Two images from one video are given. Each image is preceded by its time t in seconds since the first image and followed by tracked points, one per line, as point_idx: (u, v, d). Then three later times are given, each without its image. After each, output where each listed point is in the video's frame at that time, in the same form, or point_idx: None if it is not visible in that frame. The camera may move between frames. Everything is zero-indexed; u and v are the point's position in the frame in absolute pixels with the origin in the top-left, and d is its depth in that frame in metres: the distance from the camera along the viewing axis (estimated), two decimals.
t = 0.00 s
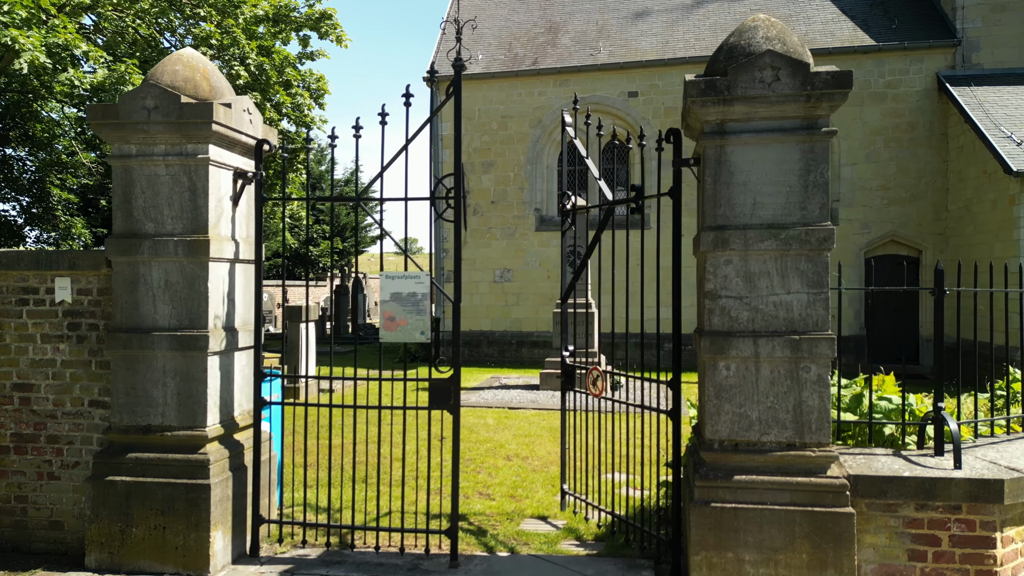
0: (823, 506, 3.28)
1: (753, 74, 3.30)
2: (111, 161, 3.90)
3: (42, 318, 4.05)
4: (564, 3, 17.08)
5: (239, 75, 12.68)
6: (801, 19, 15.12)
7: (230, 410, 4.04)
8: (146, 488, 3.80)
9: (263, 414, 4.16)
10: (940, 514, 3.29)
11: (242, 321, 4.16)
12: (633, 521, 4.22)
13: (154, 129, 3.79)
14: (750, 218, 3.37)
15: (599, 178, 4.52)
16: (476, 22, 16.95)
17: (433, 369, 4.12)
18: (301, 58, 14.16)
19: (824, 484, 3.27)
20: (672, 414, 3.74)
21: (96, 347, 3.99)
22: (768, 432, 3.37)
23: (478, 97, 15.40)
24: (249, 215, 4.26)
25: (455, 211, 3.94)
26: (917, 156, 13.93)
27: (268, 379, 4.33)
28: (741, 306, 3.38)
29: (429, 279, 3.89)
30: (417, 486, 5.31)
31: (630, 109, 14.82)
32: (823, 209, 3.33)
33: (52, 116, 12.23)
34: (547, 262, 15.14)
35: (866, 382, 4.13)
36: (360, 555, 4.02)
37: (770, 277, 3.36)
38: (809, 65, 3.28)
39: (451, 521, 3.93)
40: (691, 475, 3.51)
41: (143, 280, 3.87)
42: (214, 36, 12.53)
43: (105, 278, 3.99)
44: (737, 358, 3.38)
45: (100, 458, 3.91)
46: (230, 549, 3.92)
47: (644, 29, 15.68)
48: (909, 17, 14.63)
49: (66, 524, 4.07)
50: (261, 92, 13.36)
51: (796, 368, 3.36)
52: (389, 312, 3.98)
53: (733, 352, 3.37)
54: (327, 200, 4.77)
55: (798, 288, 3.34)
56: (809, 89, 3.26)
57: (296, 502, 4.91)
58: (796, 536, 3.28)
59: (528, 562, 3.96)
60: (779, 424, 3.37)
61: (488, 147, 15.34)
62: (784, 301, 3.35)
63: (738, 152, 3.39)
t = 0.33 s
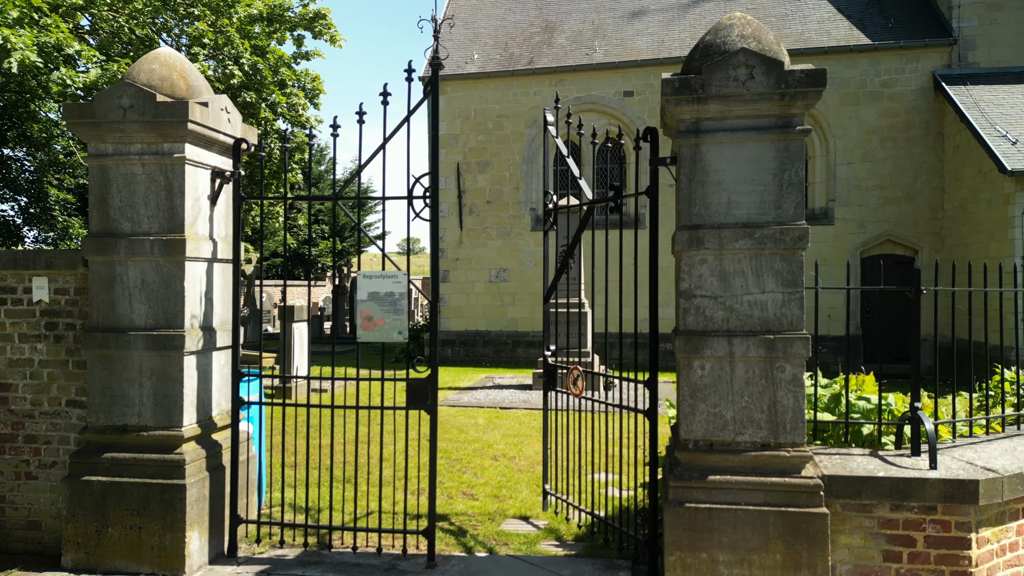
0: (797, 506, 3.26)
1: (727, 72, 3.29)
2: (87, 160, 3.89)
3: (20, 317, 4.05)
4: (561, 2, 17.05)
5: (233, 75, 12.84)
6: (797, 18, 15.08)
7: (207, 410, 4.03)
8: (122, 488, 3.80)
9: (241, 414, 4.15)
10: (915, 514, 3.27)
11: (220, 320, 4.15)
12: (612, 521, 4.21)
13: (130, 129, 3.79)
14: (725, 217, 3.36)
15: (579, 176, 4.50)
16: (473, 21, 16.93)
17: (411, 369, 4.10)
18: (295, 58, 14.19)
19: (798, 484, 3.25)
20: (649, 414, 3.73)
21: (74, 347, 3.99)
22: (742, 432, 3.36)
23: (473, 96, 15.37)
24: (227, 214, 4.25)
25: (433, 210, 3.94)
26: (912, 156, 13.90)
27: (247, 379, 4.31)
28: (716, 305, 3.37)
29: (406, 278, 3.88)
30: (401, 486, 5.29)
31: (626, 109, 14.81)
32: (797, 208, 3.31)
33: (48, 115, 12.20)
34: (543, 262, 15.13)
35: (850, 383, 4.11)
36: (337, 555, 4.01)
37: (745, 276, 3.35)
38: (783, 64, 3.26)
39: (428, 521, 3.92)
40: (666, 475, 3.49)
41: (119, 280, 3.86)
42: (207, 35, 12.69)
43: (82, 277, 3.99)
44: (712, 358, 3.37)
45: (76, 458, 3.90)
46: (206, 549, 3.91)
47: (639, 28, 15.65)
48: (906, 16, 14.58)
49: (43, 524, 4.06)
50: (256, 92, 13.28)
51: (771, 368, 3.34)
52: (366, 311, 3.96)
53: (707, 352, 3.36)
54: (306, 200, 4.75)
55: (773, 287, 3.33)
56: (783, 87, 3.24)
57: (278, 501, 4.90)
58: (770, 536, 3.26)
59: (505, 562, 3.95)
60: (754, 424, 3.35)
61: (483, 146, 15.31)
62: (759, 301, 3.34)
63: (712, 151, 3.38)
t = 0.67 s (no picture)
0: (771, 505, 3.26)
1: (701, 71, 3.28)
2: (65, 159, 3.89)
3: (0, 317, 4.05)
4: (557, 2, 17.05)
5: (227, 75, 12.95)
6: (793, 17, 15.07)
7: (186, 409, 4.03)
8: (100, 487, 3.80)
9: (221, 413, 4.15)
10: (890, 514, 3.25)
11: (200, 320, 4.15)
12: (592, 521, 4.20)
13: (108, 128, 3.79)
14: (699, 216, 3.35)
15: (560, 175, 4.51)
16: (469, 21, 16.93)
17: (389, 369, 4.10)
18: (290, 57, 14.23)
19: (772, 483, 3.25)
20: (626, 412, 3.73)
21: (52, 346, 3.99)
22: (717, 432, 3.35)
23: (468, 96, 15.36)
24: (207, 214, 4.25)
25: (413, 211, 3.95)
26: (908, 155, 13.87)
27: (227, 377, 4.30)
28: (691, 304, 3.37)
29: (384, 277, 3.87)
30: (386, 485, 5.29)
31: (621, 108, 14.82)
32: (772, 207, 3.31)
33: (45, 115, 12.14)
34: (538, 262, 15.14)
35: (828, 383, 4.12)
36: (317, 555, 4.00)
37: (720, 275, 3.34)
38: (756, 63, 3.26)
39: (406, 521, 3.91)
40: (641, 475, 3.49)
41: (97, 279, 3.86)
42: (201, 35, 12.74)
43: (60, 277, 3.99)
44: (686, 357, 3.36)
45: (54, 457, 3.90)
46: (185, 548, 3.91)
47: (635, 28, 15.65)
48: (901, 15, 14.56)
49: (23, 523, 4.07)
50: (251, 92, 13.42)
51: (745, 367, 3.34)
52: (345, 310, 3.95)
53: (682, 351, 3.36)
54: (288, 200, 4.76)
55: (748, 286, 3.32)
56: (756, 86, 3.24)
57: (261, 501, 4.89)
58: (744, 535, 3.26)
59: (485, 562, 3.94)
60: (729, 423, 3.34)
61: (479, 146, 15.32)
62: (733, 300, 3.33)
63: (686, 150, 3.37)
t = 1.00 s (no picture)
0: (751, 508, 3.25)
1: (681, 72, 3.28)
2: (49, 161, 3.89)
3: None
4: (555, 2, 17.06)
5: (223, 75, 12.98)
6: (791, 16, 15.06)
7: (170, 409, 4.02)
8: (83, 489, 3.80)
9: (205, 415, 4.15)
10: (870, 516, 3.24)
11: (185, 321, 4.16)
12: (576, 521, 4.20)
13: (91, 130, 3.79)
14: (680, 218, 3.35)
15: (546, 176, 4.50)
16: (467, 21, 16.94)
17: (373, 370, 4.10)
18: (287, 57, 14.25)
19: (752, 485, 3.24)
20: (609, 414, 3.72)
21: (37, 348, 3.99)
22: (697, 433, 3.35)
23: (465, 96, 15.36)
24: (191, 215, 4.25)
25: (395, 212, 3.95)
26: (905, 155, 13.85)
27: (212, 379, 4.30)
28: (671, 305, 3.36)
29: (367, 278, 3.87)
30: (374, 486, 5.29)
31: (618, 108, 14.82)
32: (752, 208, 3.30)
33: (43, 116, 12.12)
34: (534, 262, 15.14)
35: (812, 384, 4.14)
36: (301, 556, 4.01)
37: (700, 277, 3.34)
38: (737, 64, 3.26)
39: (389, 523, 3.91)
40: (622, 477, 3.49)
41: (81, 280, 3.86)
42: (197, 36, 12.74)
43: (44, 278, 3.99)
44: (667, 358, 3.36)
45: (37, 459, 3.90)
46: (169, 550, 3.91)
47: (633, 28, 15.65)
48: (899, 14, 14.54)
49: (8, 524, 4.08)
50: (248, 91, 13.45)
51: (726, 369, 3.33)
52: (328, 312, 3.95)
53: (663, 353, 3.35)
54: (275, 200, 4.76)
55: (728, 287, 3.32)
56: (736, 87, 3.23)
57: (249, 502, 4.90)
58: (724, 537, 3.25)
59: (468, 564, 3.93)
60: (709, 425, 3.34)
61: (475, 146, 15.31)
62: (714, 301, 3.33)
63: (667, 151, 3.37)
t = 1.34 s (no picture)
0: (729, 509, 3.23)
1: (659, 71, 3.27)
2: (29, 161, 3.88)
3: None
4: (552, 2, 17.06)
5: (219, 76, 13.04)
6: (788, 16, 15.04)
7: (152, 410, 4.02)
8: (64, 489, 3.80)
9: (187, 415, 4.14)
10: (849, 517, 3.23)
11: (167, 321, 4.15)
12: (559, 522, 4.19)
13: (71, 130, 3.78)
14: (659, 217, 3.34)
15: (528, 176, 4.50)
16: (464, 21, 16.94)
17: (355, 370, 4.08)
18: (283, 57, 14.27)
19: (730, 486, 3.23)
20: (589, 415, 3.72)
21: (19, 347, 4.00)
22: (676, 434, 3.34)
23: (461, 96, 15.34)
24: (174, 215, 4.24)
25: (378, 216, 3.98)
26: (902, 155, 13.82)
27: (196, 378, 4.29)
28: (650, 306, 3.35)
29: (349, 278, 3.87)
30: (361, 486, 5.27)
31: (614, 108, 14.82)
32: (730, 208, 3.29)
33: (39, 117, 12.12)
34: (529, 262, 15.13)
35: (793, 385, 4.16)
36: (282, 557, 4.00)
37: (679, 276, 3.33)
38: (715, 63, 3.25)
39: (371, 523, 3.90)
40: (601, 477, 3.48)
41: (62, 280, 3.86)
42: (192, 36, 12.75)
43: (26, 278, 3.99)
44: (646, 358, 3.35)
45: (19, 459, 3.90)
46: (151, 550, 3.91)
47: (630, 27, 15.65)
48: (896, 13, 14.51)
49: None
50: (243, 92, 13.50)
51: (705, 369, 3.32)
52: (309, 312, 3.94)
53: (642, 353, 3.34)
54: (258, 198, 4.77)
55: (707, 287, 3.31)
56: (714, 86, 3.22)
57: (234, 502, 4.90)
58: (702, 538, 3.24)
59: (450, 564, 3.93)
60: (688, 425, 3.33)
61: (472, 146, 15.30)
62: (692, 301, 3.32)
63: (646, 150, 3.36)
